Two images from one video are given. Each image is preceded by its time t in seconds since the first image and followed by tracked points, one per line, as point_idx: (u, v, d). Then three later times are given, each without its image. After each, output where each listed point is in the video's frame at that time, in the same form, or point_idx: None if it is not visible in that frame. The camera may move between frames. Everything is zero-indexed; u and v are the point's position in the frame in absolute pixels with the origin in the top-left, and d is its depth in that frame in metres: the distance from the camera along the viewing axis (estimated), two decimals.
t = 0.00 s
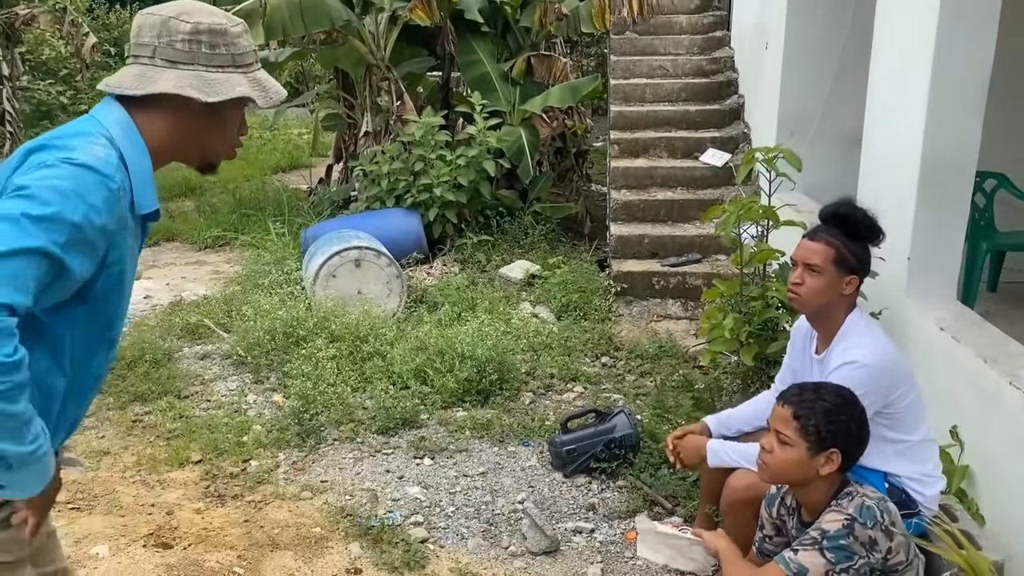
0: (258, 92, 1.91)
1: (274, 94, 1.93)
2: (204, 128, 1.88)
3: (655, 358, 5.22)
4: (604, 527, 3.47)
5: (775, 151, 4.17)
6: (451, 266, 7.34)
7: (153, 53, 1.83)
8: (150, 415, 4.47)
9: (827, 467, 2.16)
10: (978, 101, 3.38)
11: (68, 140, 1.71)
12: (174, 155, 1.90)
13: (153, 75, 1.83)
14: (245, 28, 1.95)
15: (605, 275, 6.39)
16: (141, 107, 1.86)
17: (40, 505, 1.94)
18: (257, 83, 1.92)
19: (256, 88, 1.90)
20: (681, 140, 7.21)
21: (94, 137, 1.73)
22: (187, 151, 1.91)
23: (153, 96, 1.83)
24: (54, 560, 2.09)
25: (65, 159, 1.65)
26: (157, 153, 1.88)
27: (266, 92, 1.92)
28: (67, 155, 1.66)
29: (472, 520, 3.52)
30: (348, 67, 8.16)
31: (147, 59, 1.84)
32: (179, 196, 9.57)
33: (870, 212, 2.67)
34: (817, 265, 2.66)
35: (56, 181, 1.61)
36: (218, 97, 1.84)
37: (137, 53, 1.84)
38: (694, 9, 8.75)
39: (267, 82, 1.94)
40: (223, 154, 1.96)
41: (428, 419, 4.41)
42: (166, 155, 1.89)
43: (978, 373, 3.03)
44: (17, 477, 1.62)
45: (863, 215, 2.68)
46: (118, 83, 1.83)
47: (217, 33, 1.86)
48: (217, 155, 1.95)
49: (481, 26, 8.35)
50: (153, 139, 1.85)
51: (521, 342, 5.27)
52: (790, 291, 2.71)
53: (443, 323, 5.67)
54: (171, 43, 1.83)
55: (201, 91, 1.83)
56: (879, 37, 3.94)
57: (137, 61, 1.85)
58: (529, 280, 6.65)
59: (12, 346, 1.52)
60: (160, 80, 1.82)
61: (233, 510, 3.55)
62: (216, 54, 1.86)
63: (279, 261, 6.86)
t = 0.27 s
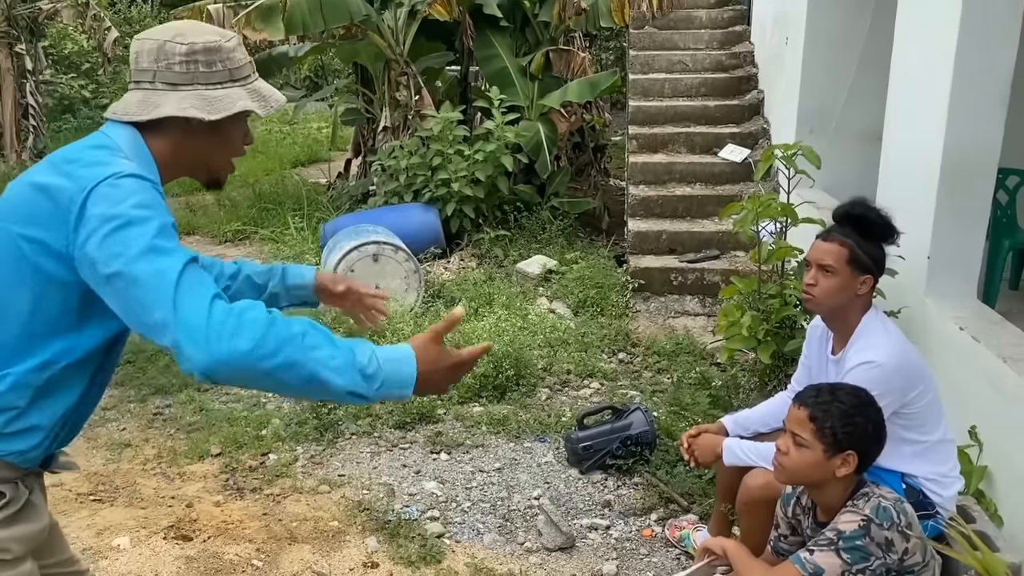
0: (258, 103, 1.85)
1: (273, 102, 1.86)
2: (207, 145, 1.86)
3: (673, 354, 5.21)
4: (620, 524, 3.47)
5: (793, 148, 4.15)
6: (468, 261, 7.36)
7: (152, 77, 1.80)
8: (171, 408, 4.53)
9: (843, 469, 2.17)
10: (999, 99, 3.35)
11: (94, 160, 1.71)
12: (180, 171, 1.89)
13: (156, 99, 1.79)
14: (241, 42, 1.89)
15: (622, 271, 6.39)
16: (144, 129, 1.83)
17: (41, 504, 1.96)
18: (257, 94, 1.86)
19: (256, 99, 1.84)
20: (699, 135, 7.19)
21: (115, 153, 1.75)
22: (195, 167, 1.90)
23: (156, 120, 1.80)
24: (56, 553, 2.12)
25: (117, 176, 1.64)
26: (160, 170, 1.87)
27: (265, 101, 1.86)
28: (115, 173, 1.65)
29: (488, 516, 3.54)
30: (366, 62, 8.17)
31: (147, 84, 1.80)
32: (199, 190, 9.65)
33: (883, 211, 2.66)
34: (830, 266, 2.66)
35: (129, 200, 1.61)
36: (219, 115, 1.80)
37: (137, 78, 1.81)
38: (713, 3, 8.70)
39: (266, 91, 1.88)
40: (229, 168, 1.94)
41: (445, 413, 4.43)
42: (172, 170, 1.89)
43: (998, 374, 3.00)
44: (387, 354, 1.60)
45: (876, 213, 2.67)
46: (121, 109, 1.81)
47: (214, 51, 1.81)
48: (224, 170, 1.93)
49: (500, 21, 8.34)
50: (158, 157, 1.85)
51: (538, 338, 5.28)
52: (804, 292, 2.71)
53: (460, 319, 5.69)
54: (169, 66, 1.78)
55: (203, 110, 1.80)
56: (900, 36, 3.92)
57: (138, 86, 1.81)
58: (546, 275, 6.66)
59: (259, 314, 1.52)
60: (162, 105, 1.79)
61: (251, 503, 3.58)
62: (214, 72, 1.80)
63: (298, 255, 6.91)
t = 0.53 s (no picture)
0: (294, 138, 1.92)
1: (309, 138, 1.93)
2: (244, 175, 1.92)
3: (689, 350, 5.20)
4: (634, 520, 3.48)
5: (810, 145, 4.13)
6: (484, 257, 7.37)
7: (195, 110, 1.87)
8: (189, 401, 4.57)
9: (858, 466, 2.17)
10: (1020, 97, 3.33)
11: (135, 171, 1.81)
12: (217, 201, 1.96)
13: (196, 129, 1.86)
14: (281, 78, 1.96)
15: (638, 267, 6.38)
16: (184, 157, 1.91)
17: (53, 501, 2.03)
18: (294, 130, 1.93)
19: (292, 134, 1.91)
20: (717, 131, 7.16)
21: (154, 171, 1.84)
22: (233, 195, 1.96)
23: (195, 149, 1.87)
24: (73, 538, 2.18)
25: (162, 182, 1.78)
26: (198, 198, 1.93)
27: (302, 137, 1.93)
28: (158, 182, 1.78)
29: (503, 510, 3.56)
30: (384, 58, 8.20)
31: (189, 116, 1.87)
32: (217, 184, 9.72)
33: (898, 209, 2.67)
34: (845, 263, 2.65)
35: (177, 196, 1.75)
36: (256, 147, 1.86)
37: (180, 110, 1.88)
38: None
39: (304, 126, 1.95)
40: (266, 197, 2.00)
41: (460, 408, 4.45)
42: (211, 196, 1.95)
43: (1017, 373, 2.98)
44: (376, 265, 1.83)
45: (890, 211, 2.68)
46: (164, 138, 1.88)
47: (255, 86, 1.88)
48: (262, 198, 1.99)
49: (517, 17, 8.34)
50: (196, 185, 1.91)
51: (554, 334, 5.29)
52: (820, 292, 2.70)
53: (476, 314, 5.70)
54: (211, 100, 1.86)
55: (239, 142, 1.86)
56: (918, 33, 3.90)
57: (180, 117, 1.89)
58: (562, 271, 6.66)
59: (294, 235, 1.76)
60: (201, 135, 1.86)
61: (268, 495, 3.62)
62: (254, 107, 1.87)
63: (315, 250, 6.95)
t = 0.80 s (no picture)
0: (310, 95, 1.92)
1: (324, 95, 1.93)
2: (260, 133, 1.93)
3: (703, 348, 5.19)
4: (646, 516, 3.49)
5: (825, 142, 4.12)
6: (497, 253, 7.38)
7: (210, 70, 1.89)
8: (204, 395, 4.60)
9: (873, 461, 2.17)
10: None
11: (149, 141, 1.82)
12: (236, 159, 1.97)
13: (212, 90, 1.88)
14: (296, 36, 1.97)
15: (652, 264, 6.38)
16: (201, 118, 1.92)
17: (100, 476, 2.06)
18: (309, 87, 1.93)
19: (307, 92, 1.91)
20: (731, 128, 7.15)
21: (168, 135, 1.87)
22: (251, 153, 1.97)
23: (211, 109, 1.88)
24: (111, 527, 2.18)
25: (169, 149, 1.80)
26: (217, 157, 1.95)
27: (317, 94, 1.93)
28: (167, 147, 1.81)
29: (515, 505, 3.57)
30: (398, 55, 8.23)
31: (205, 76, 1.89)
32: (233, 181, 9.77)
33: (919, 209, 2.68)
34: (859, 256, 2.67)
35: (174, 164, 1.77)
36: (270, 105, 1.87)
37: (196, 70, 1.90)
38: None
39: (320, 84, 1.95)
40: (286, 154, 2.01)
41: (473, 404, 4.46)
42: (230, 157, 1.96)
43: None
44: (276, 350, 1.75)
45: (910, 211, 2.69)
46: (180, 99, 1.89)
47: (269, 45, 1.89)
48: (282, 155, 2.00)
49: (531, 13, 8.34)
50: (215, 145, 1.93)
51: (567, 331, 5.29)
52: (831, 283, 2.71)
53: (489, 310, 5.72)
54: (226, 59, 1.87)
55: (254, 101, 1.87)
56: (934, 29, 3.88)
57: (196, 77, 1.90)
58: (575, 268, 6.66)
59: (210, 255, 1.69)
60: (216, 95, 1.87)
61: (283, 489, 3.64)
62: (268, 65, 1.89)
63: (330, 246, 6.98)
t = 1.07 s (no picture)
0: (323, 75, 1.94)
1: (337, 74, 1.94)
2: (273, 112, 1.95)
3: (713, 347, 5.18)
4: (656, 514, 3.49)
5: (835, 141, 4.11)
6: (507, 252, 7.39)
7: (224, 45, 1.90)
8: (216, 392, 4.63)
9: (888, 453, 2.18)
10: None
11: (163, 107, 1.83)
12: (248, 137, 1.98)
13: (225, 65, 1.89)
14: (313, 15, 1.98)
15: (662, 263, 6.37)
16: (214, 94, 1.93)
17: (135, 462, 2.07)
18: (324, 66, 1.95)
19: (320, 72, 1.92)
20: (742, 127, 7.14)
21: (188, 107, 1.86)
22: (263, 131, 1.98)
23: (225, 85, 1.89)
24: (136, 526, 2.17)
25: (165, 117, 1.79)
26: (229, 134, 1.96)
27: (331, 74, 1.94)
28: (166, 116, 1.79)
29: (525, 503, 3.57)
30: (409, 53, 8.25)
31: (219, 51, 1.91)
32: (244, 179, 9.81)
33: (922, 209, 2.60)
34: (857, 252, 2.69)
35: (148, 129, 1.75)
36: (283, 84, 1.89)
37: (211, 46, 1.91)
38: None
39: (334, 63, 1.96)
40: (298, 132, 2.02)
41: (483, 402, 4.47)
42: (243, 135, 1.97)
43: None
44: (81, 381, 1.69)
45: (915, 210, 2.62)
46: (193, 73, 1.90)
47: (284, 23, 1.91)
48: (292, 134, 2.01)
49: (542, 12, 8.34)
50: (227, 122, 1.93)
51: (577, 330, 5.30)
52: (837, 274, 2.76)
53: (499, 309, 5.72)
54: (240, 35, 1.89)
55: (267, 79, 1.89)
56: (947, 25, 3.86)
57: (210, 52, 1.92)
58: (585, 267, 6.66)
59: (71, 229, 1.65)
60: (230, 71, 1.89)
61: (294, 486, 3.66)
62: (283, 43, 1.90)
63: (340, 244, 7.01)
